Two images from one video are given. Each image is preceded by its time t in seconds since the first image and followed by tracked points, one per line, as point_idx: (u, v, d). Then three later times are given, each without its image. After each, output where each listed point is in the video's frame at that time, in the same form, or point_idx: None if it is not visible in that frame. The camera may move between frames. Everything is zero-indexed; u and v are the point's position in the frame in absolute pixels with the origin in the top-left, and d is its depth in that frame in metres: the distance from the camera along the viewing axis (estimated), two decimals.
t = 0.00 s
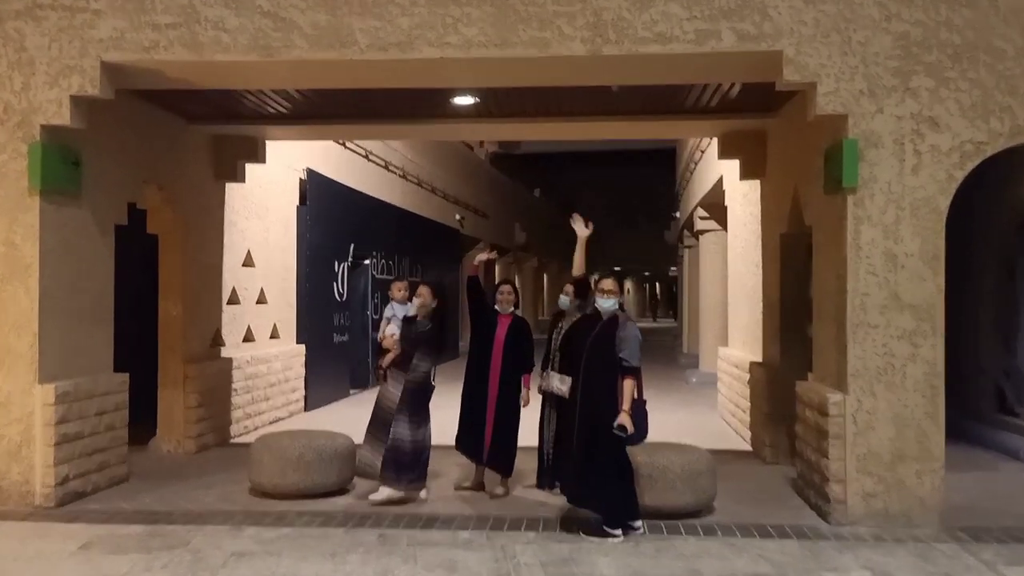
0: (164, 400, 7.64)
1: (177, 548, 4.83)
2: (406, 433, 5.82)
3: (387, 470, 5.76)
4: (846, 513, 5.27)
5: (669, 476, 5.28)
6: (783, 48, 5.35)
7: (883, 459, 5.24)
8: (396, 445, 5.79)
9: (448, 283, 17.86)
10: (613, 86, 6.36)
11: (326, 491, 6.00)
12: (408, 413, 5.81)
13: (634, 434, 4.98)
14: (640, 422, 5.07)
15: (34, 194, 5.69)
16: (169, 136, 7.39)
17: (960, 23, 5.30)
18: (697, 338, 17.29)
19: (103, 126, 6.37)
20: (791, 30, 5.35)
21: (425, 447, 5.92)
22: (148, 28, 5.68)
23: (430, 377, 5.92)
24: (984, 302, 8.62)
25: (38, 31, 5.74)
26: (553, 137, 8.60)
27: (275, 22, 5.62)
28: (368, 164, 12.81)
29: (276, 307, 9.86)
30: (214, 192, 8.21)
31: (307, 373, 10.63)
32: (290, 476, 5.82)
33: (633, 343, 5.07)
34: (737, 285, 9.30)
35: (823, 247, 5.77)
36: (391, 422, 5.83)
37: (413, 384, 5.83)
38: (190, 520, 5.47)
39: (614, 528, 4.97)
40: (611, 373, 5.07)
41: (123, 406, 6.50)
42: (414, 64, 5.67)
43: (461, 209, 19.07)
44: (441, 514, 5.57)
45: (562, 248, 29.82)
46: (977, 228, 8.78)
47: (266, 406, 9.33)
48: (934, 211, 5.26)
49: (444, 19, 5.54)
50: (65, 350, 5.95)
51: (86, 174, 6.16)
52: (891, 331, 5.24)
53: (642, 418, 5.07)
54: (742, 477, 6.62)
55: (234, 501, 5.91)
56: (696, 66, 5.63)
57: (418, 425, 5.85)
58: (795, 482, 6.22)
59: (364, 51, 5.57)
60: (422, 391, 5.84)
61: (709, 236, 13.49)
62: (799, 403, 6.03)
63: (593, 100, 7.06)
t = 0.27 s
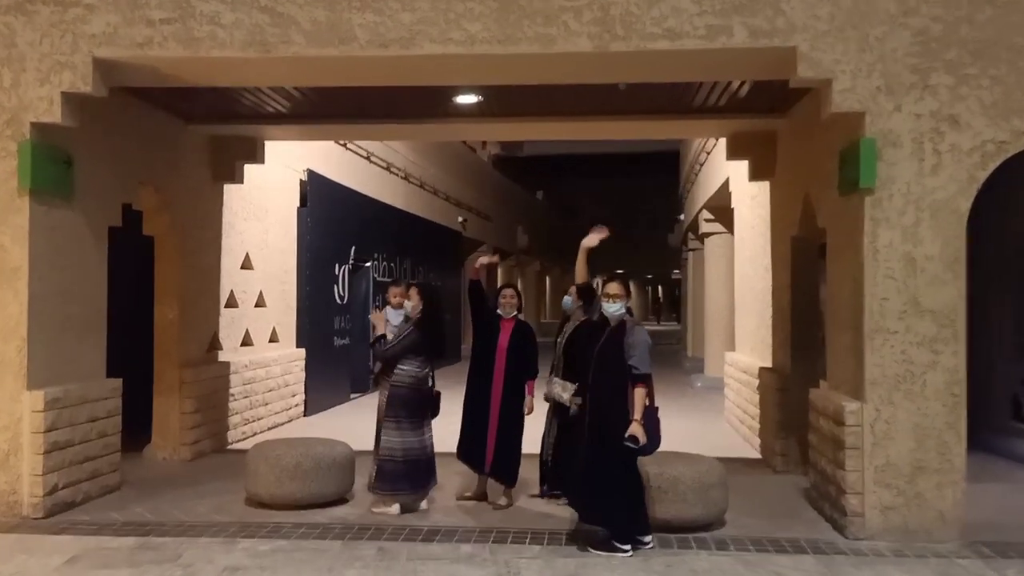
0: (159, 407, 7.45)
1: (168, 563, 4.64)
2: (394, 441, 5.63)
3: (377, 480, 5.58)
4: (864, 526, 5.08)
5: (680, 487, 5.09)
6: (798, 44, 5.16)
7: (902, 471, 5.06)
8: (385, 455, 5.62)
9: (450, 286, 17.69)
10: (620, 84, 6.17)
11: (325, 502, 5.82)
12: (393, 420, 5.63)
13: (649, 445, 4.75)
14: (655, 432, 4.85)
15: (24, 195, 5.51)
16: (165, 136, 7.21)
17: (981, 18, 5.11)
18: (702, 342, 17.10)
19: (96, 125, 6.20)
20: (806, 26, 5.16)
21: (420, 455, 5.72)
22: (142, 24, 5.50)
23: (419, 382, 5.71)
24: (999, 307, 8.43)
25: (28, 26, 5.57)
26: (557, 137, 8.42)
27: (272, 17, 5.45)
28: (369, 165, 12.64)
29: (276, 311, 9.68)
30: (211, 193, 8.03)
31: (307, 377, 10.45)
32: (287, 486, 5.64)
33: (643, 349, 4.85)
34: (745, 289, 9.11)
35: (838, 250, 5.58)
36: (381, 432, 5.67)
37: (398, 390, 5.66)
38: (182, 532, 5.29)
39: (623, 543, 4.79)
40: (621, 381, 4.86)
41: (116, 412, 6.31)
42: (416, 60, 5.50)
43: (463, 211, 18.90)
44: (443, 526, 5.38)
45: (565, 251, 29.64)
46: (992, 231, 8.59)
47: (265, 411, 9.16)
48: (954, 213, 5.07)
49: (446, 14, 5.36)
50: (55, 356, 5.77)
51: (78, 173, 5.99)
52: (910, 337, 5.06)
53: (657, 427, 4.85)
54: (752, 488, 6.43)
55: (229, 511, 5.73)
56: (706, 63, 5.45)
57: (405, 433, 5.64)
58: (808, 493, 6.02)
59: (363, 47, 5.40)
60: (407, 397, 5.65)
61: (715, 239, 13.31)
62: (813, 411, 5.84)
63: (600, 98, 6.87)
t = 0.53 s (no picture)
0: (155, 407, 7.24)
1: (160, 571, 4.43)
2: (386, 443, 5.42)
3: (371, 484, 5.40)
4: (888, 531, 4.87)
5: (695, 491, 4.88)
6: (818, 28, 4.94)
7: (927, 473, 4.85)
8: (378, 457, 5.42)
9: (452, 284, 17.49)
10: (631, 72, 5.95)
11: (325, 506, 5.61)
12: (384, 421, 5.42)
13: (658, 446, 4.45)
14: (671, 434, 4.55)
15: (13, 187, 5.30)
16: (161, 128, 7.00)
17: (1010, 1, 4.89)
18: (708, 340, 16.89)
19: (87, 115, 5.98)
20: (827, 8, 4.95)
21: (416, 458, 5.49)
22: (134, 9, 5.29)
23: (411, 381, 5.48)
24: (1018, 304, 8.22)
25: (16, 12, 5.37)
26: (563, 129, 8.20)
27: (269, 2, 5.23)
28: (370, 160, 12.43)
29: (275, 309, 9.47)
30: (209, 187, 7.82)
31: (308, 376, 10.24)
32: (286, 489, 5.43)
33: (653, 345, 4.58)
34: (755, 286, 8.90)
35: (860, 243, 5.36)
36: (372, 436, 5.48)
37: (388, 390, 5.44)
38: (177, 537, 5.08)
39: (637, 549, 4.57)
40: (632, 379, 4.63)
41: (109, 413, 6.11)
42: (419, 46, 5.28)
43: (466, 208, 18.68)
44: (448, 531, 5.17)
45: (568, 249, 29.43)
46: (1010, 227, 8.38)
47: (264, 411, 8.95)
48: (982, 204, 4.85)
49: None
50: (45, 354, 5.56)
51: (70, 166, 5.78)
52: (936, 334, 4.85)
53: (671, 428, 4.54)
54: (768, 490, 6.22)
55: (226, 516, 5.52)
56: (722, 48, 5.22)
57: (397, 435, 5.42)
58: (827, 495, 5.81)
59: (364, 32, 5.18)
60: (396, 398, 5.42)
61: (722, 235, 13.09)
62: (832, 411, 5.62)
63: (609, 88, 6.66)
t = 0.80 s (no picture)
0: (152, 410, 7.06)
1: None
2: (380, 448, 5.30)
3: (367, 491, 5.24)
4: (914, 539, 4.68)
5: (713, 497, 4.69)
6: (840, 14, 4.73)
7: (955, 479, 4.66)
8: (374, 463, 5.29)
9: (453, 282, 17.30)
10: (642, 62, 5.75)
11: (327, 514, 5.43)
12: (377, 426, 5.31)
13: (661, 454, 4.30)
14: (685, 439, 4.39)
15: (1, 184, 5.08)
16: (156, 124, 6.79)
17: None
18: (712, 337, 16.69)
19: (79, 110, 5.77)
20: None
21: (414, 463, 5.31)
22: None
23: (403, 384, 5.32)
24: None
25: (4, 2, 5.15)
26: (569, 123, 7.99)
27: None
28: (370, 157, 12.22)
29: (275, 309, 9.27)
30: (206, 184, 7.61)
31: (308, 377, 10.04)
32: (287, 497, 5.23)
33: (655, 347, 4.32)
34: (765, 283, 8.70)
35: (882, 239, 5.16)
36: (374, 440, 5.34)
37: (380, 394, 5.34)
38: (174, 548, 4.88)
39: (651, 561, 4.40)
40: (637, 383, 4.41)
41: (104, 418, 5.91)
42: (423, 36, 5.07)
43: (466, 205, 18.48)
44: (456, 540, 4.98)
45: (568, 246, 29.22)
46: None
47: (264, 413, 8.75)
48: (1012, 198, 4.66)
49: None
50: (36, 357, 5.35)
51: (61, 162, 5.57)
52: (964, 333, 4.65)
53: (683, 434, 4.38)
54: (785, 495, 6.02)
55: (226, 524, 5.32)
56: (739, 37, 5.02)
57: (388, 440, 5.29)
58: (847, 500, 5.61)
59: (366, 22, 4.97)
60: (385, 402, 5.30)
61: (727, 231, 12.89)
62: (853, 413, 5.42)
63: (617, 80, 6.46)
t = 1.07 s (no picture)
0: (143, 416, 6.82)
1: None
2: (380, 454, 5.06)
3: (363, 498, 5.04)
4: (942, 547, 4.45)
5: (730, 505, 4.45)
6: None
7: (984, 484, 4.44)
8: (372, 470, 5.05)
9: (453, 280, 17.06)
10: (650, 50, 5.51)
11: (324, 524, 5.19)
12: (377, 432, 5.08)
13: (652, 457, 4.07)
14: (683, 443, 4.14)
15: None
16: (145, 119, 6.55)
17: None
18: (715, 335, 16.47)
19: (64, 104, 5.53)
20: None
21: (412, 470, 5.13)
22: None
23: (399, 389, 5.07)
24: None
25: None
26: (572, 116, 7.74)
27: None
28: (367, 154, 11.98)
29: (271, 309, 9.02)
30: (198, 181, 7.37)
31: (306, 379, 9.80)
32: (283, 507, 5.00)
33: (649, 346, 4.06)
34: (774, 280, 8.47)
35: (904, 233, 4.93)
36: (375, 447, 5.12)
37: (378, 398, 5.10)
38: (165, 562, 4.64)
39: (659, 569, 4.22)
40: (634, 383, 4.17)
41: (92, 425, 5.67)
42: (422, 23, 4.83)
43: (465, 203, 18.24)
44: (460, 552, 4.74)
45: (568, 243, 28.98)
46: None
47: (260, 417, 8.51)
48: None
49: None
50: (20, 363, 5.11)
51: (46, 159, 5.33)
52: (992, 331, 4.43)
53: (681, 438, 4.13)
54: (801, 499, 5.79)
55: (219, 536, 5.09)
56: (753, 22, 4.78)
57: (389, 447, 5.05)
58: (867, 505, 5.38)
59: (363, 8, 4.73)
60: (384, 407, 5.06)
61: (731, 227, 12.66)
62: (873, 415, 5.19)
63: (623, 69, 6.22)
